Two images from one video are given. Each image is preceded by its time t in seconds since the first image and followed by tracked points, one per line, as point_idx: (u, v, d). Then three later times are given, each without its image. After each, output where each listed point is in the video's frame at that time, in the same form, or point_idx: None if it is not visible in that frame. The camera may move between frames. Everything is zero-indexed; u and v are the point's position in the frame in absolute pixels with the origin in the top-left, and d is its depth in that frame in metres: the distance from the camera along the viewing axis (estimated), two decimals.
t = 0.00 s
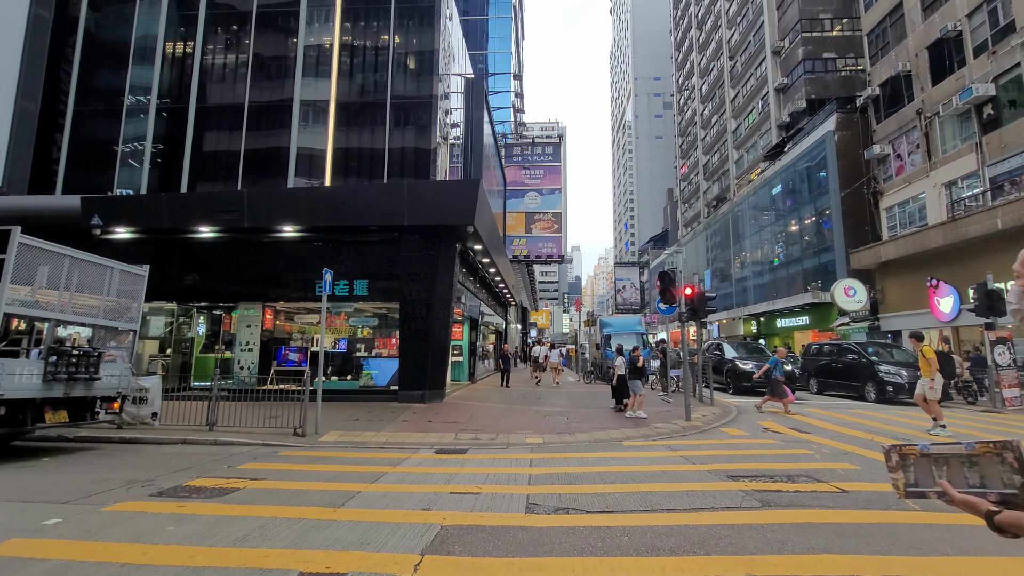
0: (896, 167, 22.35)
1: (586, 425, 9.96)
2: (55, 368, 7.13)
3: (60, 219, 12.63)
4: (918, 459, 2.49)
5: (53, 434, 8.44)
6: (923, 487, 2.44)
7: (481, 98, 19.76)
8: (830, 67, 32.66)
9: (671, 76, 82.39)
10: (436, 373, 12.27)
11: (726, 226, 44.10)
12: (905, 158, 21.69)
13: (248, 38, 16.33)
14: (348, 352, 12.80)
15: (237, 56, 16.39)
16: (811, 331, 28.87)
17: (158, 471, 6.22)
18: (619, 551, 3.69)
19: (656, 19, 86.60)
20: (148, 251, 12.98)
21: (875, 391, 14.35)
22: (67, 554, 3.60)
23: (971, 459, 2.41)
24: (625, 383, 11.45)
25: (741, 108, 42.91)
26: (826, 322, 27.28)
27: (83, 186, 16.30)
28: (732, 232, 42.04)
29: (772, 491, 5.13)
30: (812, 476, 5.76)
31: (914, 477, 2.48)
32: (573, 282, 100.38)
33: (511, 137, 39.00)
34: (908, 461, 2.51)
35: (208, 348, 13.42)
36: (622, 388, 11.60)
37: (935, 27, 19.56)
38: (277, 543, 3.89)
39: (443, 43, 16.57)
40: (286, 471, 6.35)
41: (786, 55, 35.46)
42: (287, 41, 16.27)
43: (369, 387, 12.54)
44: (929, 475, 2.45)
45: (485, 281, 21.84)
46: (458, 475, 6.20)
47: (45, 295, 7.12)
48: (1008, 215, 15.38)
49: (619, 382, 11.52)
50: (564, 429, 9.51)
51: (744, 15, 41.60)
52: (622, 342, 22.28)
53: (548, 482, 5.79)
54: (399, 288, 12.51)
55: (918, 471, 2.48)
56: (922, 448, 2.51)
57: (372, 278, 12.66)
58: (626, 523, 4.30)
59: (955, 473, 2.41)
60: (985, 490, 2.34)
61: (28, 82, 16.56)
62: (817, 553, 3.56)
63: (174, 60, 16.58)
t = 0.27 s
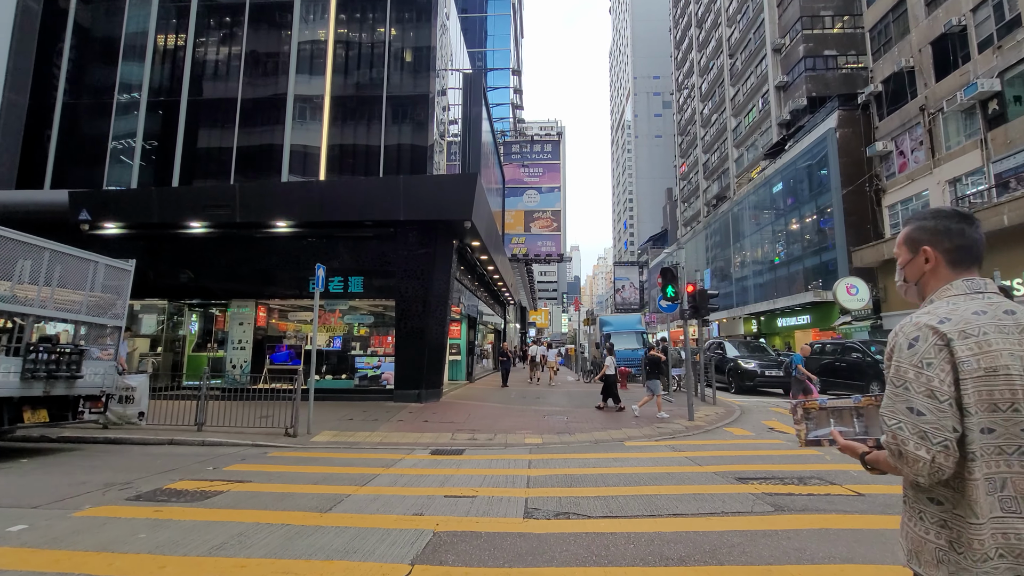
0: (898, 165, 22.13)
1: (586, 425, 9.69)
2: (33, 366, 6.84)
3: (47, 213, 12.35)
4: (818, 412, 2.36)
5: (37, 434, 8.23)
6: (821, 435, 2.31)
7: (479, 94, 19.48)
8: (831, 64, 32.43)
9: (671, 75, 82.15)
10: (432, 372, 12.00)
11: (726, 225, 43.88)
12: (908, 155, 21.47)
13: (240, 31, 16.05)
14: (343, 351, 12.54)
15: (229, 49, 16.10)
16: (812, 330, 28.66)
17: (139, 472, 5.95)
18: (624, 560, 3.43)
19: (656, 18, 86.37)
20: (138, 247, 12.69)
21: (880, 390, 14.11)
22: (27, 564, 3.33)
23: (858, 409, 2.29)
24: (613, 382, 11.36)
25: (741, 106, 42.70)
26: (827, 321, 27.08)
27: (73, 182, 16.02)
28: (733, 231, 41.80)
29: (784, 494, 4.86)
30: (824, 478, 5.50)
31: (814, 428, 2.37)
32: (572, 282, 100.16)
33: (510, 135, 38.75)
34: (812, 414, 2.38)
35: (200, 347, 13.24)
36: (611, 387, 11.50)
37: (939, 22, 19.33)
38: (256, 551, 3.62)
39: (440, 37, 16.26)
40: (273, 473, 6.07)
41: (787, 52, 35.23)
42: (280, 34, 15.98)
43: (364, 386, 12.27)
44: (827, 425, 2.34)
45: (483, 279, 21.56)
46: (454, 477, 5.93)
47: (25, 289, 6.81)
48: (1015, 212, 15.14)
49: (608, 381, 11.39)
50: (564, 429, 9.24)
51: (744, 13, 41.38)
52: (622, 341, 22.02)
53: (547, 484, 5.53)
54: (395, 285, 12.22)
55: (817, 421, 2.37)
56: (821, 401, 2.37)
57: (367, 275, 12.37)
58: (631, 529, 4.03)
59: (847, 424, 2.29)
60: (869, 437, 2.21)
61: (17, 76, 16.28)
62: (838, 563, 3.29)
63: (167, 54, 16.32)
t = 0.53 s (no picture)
0: (902, 162, 21.85)
1: (587, 428, 9.39)
2: (10, 367, 6.54)
3: (33, 210, 12.03)
4: (746, 422, 2.30)
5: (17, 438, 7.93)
6: (746, 443, 2.24)
7: (478, 89, 19.15)
8: (833, 62, 32.14)
9: (671, 74, 81.84)
10: (430, 373, 11.70)
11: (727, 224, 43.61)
12: (912, 152, 21.18)
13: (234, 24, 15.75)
14: (338, 351, 12.26)
15: (222, 42, 15.80)
16: (814, 330, 28.39)
17: (117, 480, 5.65)
18: None
19: (656, 16, 86.04)
20: (127, 245, 12.37)
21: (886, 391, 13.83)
22: None
23: (781, 422, 2.27)
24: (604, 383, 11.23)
25: (741, 105, 42.41)
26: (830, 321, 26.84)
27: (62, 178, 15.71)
28: (733, 231, 41.52)
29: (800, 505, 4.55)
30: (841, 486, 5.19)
31: (740, 437, 2.29)
32: (572, 282, 99.91)
33: (509, 133, 38.48)
34: (740, 423, 2.32)
35: (193, 347, 12.97)
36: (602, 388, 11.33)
37: (945, 18, 19.06)
38: (231, 570, 3.32)
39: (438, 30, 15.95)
40: (260, 480, 5.78)
41: (789, 50, 34.93)
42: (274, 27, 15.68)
43: (360, 387, 11.98)
44: (752, 435, 2.27)
45: (482, 278, 21.25)
46: (449, 485, 5.63)
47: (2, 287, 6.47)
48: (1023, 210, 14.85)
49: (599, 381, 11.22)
50: (564, 432, 8.94)
51: (744, 10, 41.12)
52: (622, 341, 21.72)
53: (548, 493, 5.22)
54: (391, 284, 11.93)
55: (744, 430, 2.29)
56: (749, 411, 2.32)
57: (362, 273, 12.07)
58: (638, 545, 3.73)
59: (770, 434, 2.26)
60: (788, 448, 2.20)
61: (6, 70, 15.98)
62: None
63: (159, 49, 16.03)
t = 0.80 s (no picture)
0: (905, 160, 21.60)
1: (586, 431, 9.08)
2: None
3: (17, 206, 11.70)
4: (677, 422, 2.06)
5: None
6: (680, 443, 2.01)
7: (476, 85, 18.86)
8: (834, 60, 31.90)
9: (671, 73, 81.60)
10: (425, 374, 11.40)
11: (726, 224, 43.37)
12: (915, 150, 20.92)
13: (226, 18, 15.44)
14: (331, 351, 11.94)
15: (213, 36, 15.48)
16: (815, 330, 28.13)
17: (89, 488, 5.33)
18: None
19: (655, 15, 85.77)
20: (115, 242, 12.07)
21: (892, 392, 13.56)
22: None
23: (711, 416, 2.08)
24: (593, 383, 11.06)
25: (742, 103, 42.15)
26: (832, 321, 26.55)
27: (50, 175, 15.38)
28: (733, 230, 41.23)
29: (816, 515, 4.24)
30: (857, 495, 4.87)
31: (673, 439, 2.04)
32: (571, 282, 99.67)
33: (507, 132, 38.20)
34: (672, 424, 2.07)
35: (183, 347, 12.58)
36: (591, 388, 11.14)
37: (949, 13, 18.81)
38: None
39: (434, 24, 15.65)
40: (241, 487, 5.47)
41: (789, 48, 34.67)
42: (267, 21, 15.38)
43: (353, 388, 11.66)
44: (684, 433, 2.04)
45: (480, 277, 20.93)
46: (441, 493, 5.31)
47: None
48: None
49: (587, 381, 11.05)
50: (563, 436, 8.63)
51: (744, 8, 40.86)
52: (622, 341, 21.41)
53: (546, 502, 4.91)
54: (385, 282, 11.63)
55: (676, 431, 2.05)
56: (679, 409, 2.08)
57: (355, 270, 11.75)
58: (644, 563, 3.41)
59: (701, 430, 2.06)
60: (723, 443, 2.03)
61: None
62: None
63: (150, 44, 15.74)
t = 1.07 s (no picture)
0: (909, 157, 21.36)
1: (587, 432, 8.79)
2: None
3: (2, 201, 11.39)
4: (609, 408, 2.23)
5: None
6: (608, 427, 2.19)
7: (474, 80, 18.58)
8: (836, 57, 31.65)
9: (670, 72, 81.37)
10: (420, 374, 11.12)
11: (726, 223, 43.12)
12: (919, 146, 20.67)
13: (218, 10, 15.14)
14: (324, 350, 11.66)
15: (205, 29, 15.17)
16: (816, 329, 27.87)
17: (60, 493, 5.03)
18: None
19: (655, 14, 85.47)
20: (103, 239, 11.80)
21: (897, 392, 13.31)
22: None
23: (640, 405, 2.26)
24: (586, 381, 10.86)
25: (742, 102, 41.88)
26: (834, 320, 26.29)
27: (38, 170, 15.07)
28: (734, 229, 40.99)
29: (833, 523, 3.96)
30: (873, 500, 4.59)
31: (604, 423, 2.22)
32: (570, 282, 99.44)
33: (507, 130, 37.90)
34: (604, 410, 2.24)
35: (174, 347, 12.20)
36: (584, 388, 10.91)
37: (954, 7, 18.54)
38: None
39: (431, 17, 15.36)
40: (223, 492, 5.18)
41: (790, 45, 34.42)
42: (260, 13, 15.07)
43: (347, 388, 11.38)
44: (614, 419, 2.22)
45: (478, 275, 20.63)
46: (433, 498, 5.03)
47: None
48: None
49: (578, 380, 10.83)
50: (562, 437, 8.35)
51: (745, 6, 40.60)
52: (622, 340, 21.11)
53: (543, 508, 4.62)
54: (380, 279, 11.34)
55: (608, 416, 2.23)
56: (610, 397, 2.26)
57: (349, 267, 11.45)
58: None
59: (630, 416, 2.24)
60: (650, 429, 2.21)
61: None
62: None
63: (142, 37, 15.45)
